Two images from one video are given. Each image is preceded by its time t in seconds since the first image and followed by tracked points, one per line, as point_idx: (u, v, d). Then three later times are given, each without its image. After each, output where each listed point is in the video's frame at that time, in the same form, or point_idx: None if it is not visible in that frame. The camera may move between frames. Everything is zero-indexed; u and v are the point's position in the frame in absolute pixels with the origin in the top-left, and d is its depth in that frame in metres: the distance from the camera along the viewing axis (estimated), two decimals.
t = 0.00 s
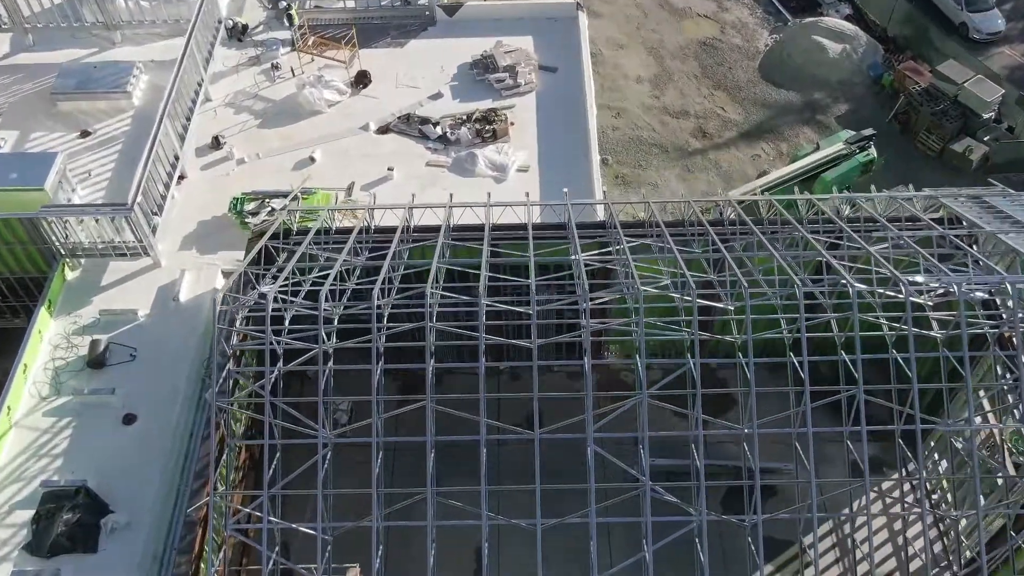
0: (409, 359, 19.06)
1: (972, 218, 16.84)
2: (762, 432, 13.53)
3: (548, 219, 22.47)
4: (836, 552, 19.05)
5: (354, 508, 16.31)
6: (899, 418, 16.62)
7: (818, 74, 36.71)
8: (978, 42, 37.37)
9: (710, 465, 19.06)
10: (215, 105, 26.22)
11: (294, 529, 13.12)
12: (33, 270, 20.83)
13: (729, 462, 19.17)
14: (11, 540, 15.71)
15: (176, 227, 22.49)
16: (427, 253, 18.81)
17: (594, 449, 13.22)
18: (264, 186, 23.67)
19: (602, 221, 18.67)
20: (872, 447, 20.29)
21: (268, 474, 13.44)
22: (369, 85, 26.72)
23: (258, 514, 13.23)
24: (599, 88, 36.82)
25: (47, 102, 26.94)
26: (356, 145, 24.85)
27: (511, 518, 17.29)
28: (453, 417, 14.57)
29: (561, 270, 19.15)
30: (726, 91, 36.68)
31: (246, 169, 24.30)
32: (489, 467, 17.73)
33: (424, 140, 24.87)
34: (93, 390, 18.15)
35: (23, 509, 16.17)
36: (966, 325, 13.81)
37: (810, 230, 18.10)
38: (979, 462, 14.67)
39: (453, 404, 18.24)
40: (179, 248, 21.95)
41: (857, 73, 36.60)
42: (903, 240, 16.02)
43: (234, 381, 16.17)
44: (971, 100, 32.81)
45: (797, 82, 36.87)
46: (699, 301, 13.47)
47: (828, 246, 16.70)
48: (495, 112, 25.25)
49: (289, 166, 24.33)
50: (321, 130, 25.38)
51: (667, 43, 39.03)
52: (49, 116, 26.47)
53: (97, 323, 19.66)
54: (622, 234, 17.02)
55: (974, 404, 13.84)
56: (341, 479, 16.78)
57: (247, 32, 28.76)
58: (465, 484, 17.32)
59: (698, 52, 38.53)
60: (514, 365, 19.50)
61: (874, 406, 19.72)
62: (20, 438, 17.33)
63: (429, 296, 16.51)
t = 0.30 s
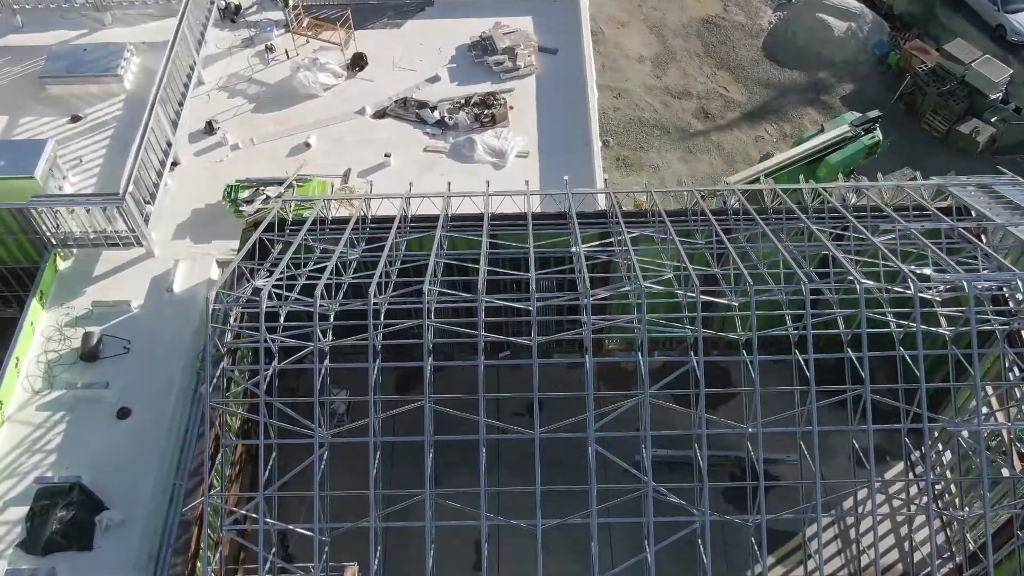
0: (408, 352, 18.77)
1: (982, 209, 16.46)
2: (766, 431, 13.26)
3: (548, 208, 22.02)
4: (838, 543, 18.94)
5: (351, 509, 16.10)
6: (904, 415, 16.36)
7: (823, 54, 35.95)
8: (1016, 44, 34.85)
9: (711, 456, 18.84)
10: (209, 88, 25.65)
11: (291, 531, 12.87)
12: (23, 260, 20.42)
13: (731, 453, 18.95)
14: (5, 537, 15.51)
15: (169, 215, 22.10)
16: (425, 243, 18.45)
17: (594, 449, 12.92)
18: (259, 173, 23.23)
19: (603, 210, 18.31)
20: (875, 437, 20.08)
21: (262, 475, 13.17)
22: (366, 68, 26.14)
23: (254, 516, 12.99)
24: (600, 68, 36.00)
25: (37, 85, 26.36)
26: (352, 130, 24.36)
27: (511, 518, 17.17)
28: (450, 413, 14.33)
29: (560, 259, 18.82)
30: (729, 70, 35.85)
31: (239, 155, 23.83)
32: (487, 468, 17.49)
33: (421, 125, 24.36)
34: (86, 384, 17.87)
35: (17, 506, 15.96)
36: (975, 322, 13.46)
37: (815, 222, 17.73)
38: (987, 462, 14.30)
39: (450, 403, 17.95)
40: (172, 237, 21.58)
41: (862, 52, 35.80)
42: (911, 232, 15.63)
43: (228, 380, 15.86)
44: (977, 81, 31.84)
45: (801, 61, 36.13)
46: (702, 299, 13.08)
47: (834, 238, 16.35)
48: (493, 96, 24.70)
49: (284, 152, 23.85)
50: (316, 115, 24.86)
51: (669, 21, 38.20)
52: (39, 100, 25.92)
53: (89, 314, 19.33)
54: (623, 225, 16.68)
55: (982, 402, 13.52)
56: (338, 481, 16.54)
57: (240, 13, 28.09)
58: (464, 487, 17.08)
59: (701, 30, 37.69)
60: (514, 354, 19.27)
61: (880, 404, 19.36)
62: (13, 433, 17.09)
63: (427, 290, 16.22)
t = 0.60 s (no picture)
0: (406, 347, 18.51)
1: (991, 200, 16.12)
2: (771, 430, 13.03)
3: (548, 197, 21.59)
4: (841, 534, 18.83)
5: (349, 510, 15.95)
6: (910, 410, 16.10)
7: (826, 33, 34.87)
8: None
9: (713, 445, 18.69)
10: (202, 72, 25.07)
11: (288, 531, 12.64)
12: (14, 250, 20.03)
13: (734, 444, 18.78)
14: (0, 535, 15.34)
15: (163, 203, 21.73)
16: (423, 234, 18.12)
17: (597, 450, 12.66)
18: (254, 160, 22.80)
19: (606, 200, 17.95)
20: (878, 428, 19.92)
21: (259, 476, 12.95)
22: (362, 51, 25.52)
23: (252, 518, 12.76)
24: (601, 47, 34.93)
25: (27, 69, 25.76)
26: (348, 115, 23.87)
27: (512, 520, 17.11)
28: (449, 411, 14.09)
29: (561, 250, 18.51)
30: (732, 50, 34.76)
31: (233, 141, 23.35)
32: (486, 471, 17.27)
33: (419, 110, 23.86)
34: (79, 378, 17.60)
35: (12, 503, 15.78)
36: (986, 319, 13.18)
37: (820, 213, 17.39)
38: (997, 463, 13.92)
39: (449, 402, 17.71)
40: (166, 226, 21.23)
41: (867, 30, 34.76)
42: (919, 224, 15.29)
43: (223, 378, 15.60)
44: (986, 60, 31.07)
45: (803, 40, 35.02)
46: (707, 296, 12.76)
47: (838, 231, 16.05)
48: (493, 80, 24.17)
49: (279, 138, 23.38)
50: (312, 100, 24.33)
51: None
52: (29, 84, 25.34)
53: (83, 306, 19.02)
54: (624, 217, 16.36)
55: (991, 402, 13.25)
56: (335, 483, 16.34)
57: None
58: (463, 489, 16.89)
59: (702, 6, 36.63)
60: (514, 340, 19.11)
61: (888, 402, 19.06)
62: (6, 428, 16.85)
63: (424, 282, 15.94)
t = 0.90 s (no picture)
0: (405, 344, 18.36)
1: (1001, 189, 15.83)
2: (774, 428, 12.84)
3: (548, 184, 21.18)
4: (842, 524, 18.73)
5: (347, 509, 15.86)
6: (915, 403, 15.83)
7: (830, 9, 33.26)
8: None
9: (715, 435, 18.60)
10: (195, 53, 24.49)
11: (284, 530, 12.45)
12: (5, 238, 19.70)
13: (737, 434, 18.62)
14: None
15: (157, 190, 21.35)
16: (420, 224, 17.78)
17: (599, 449, 12.45)
18: (249, 145, 22.36)
19: (607, 187, 17.62)
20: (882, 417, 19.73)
21: (255, 474, 12.76)
22: (358, 31, 24.91)
23: (248, 518, 12.57)
24: (601, 23, 33.18)
25: (17, 50, 25.17)
26: (345, 98, 23.37)
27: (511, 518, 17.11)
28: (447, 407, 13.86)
29: (561, 239, 18.21)
30: (736, 28, 32.90)
31: (228, 125, 22.89)
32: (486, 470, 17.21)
33: (417, 92, 23.35)
34: (73, 369, 17.36)
35: (7, 497, 15.63)
36: (995, 314, 12.92)
37: (825, 203, 17.07)
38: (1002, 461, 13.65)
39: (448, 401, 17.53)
40: (160, 213, 20.89)
41: (873, 7, 33.19)
42: (927, 215, 14.98)
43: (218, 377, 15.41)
44: (994, 38, 29.36)
45: (806, 16, 33.24)
46: (711, 291, 12.43)
47: (843, 221, 15.79)
48: (492, 61, 23.60)
49: (274, 122, 22.91)
50: (307, 82, 23.80)
51: None
52: (20, 66, 24.77)
53: (76, 296, 18.72)
54: (626, 207, 16.07)
55: (998, 399, 13.03)
56: (334, 479, 16.25)
57: None
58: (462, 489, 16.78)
59: None
60: (514, 328, 18.90)
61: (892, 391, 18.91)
62: None
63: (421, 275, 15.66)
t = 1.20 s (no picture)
0: (404, 339, 18.08)
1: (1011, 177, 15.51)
2: (779, 426, 12.63)
3: (548, 172, 20.81)
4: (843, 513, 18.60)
5: (345, 507, 15.72)
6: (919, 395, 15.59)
7: None
8: None
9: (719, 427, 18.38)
10: (187, 33, 23.90)
11: (282, 529, 12.28)
12: None
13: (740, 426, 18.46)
14: None
15: (151, 175, 20.95)
16: (418, 212, 17.45)
17: (600, 446, 12.24)
18: (244, 129, 21.90)
19: (609, 173, 17.25)
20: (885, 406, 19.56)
21: (252, 473, 12.56)
22: (354, 11, 24.30)
23: (245, 516, 12.40)
24: None
25: (6, 31, 24.55)
26: (341, 80, 22.86)
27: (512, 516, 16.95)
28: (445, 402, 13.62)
29: (562, 226, 17.91)
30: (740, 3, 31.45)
31: (222, 108, 22.41)
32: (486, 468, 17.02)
33: (415, 73, 22.85)
34: (68, 360, 17.11)
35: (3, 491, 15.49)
36: (1005, 309, 12.64)
37: (831, 191, 16.75)
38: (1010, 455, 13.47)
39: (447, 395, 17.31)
40: (153, 199, 20.51)
41: None
42: (937, 204, 14.65)
43: (214, 376, 15.16)
44: (1003, 14, 28.35)
45: None
46: (715, 285, 12.13)
47: (849, 210, 15.47)
48: (491, 41, 23.00)
49: (269, 104, 22.43)
50: (302, 63, 23.26)
51: None
52: (9, 47, 24.18)
53: (70, 285, 18.42)
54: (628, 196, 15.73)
55: (1007, 394, 12.81)
56: (333, 479, 16.11)
57: None
58: (463, 489, 16.55)
59: None
60: (513, 315, 18.67)
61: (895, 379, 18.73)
62: None
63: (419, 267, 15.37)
